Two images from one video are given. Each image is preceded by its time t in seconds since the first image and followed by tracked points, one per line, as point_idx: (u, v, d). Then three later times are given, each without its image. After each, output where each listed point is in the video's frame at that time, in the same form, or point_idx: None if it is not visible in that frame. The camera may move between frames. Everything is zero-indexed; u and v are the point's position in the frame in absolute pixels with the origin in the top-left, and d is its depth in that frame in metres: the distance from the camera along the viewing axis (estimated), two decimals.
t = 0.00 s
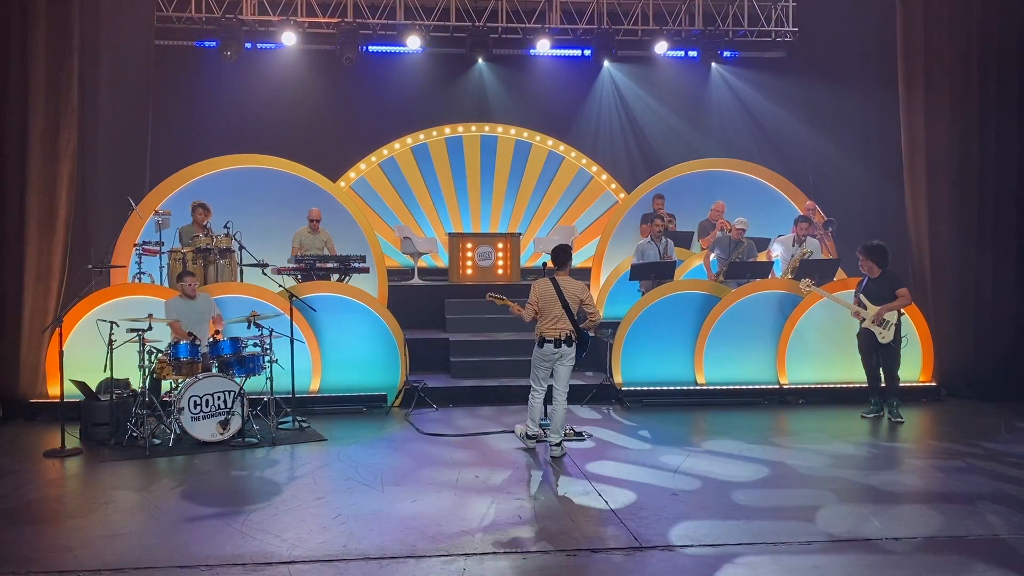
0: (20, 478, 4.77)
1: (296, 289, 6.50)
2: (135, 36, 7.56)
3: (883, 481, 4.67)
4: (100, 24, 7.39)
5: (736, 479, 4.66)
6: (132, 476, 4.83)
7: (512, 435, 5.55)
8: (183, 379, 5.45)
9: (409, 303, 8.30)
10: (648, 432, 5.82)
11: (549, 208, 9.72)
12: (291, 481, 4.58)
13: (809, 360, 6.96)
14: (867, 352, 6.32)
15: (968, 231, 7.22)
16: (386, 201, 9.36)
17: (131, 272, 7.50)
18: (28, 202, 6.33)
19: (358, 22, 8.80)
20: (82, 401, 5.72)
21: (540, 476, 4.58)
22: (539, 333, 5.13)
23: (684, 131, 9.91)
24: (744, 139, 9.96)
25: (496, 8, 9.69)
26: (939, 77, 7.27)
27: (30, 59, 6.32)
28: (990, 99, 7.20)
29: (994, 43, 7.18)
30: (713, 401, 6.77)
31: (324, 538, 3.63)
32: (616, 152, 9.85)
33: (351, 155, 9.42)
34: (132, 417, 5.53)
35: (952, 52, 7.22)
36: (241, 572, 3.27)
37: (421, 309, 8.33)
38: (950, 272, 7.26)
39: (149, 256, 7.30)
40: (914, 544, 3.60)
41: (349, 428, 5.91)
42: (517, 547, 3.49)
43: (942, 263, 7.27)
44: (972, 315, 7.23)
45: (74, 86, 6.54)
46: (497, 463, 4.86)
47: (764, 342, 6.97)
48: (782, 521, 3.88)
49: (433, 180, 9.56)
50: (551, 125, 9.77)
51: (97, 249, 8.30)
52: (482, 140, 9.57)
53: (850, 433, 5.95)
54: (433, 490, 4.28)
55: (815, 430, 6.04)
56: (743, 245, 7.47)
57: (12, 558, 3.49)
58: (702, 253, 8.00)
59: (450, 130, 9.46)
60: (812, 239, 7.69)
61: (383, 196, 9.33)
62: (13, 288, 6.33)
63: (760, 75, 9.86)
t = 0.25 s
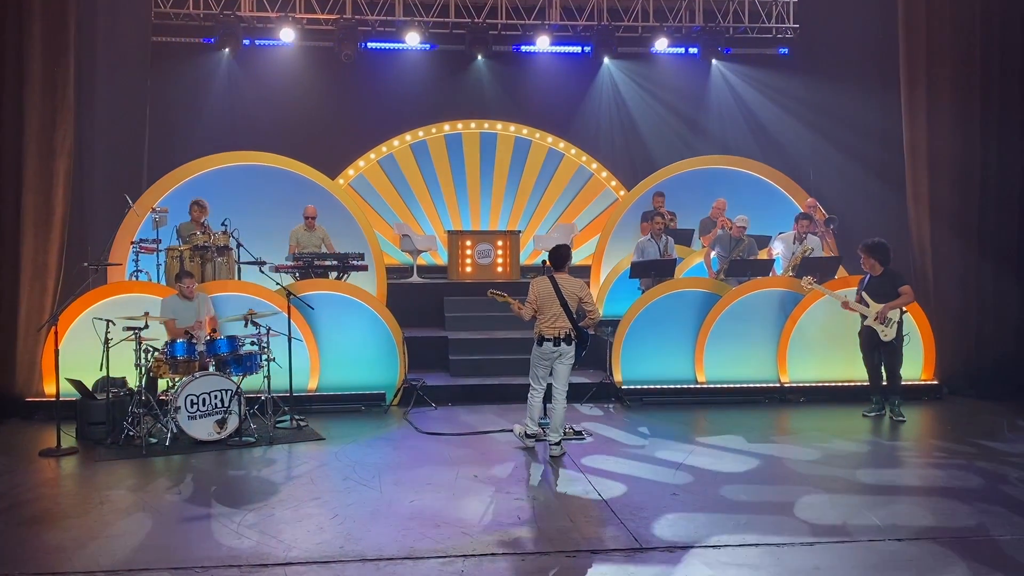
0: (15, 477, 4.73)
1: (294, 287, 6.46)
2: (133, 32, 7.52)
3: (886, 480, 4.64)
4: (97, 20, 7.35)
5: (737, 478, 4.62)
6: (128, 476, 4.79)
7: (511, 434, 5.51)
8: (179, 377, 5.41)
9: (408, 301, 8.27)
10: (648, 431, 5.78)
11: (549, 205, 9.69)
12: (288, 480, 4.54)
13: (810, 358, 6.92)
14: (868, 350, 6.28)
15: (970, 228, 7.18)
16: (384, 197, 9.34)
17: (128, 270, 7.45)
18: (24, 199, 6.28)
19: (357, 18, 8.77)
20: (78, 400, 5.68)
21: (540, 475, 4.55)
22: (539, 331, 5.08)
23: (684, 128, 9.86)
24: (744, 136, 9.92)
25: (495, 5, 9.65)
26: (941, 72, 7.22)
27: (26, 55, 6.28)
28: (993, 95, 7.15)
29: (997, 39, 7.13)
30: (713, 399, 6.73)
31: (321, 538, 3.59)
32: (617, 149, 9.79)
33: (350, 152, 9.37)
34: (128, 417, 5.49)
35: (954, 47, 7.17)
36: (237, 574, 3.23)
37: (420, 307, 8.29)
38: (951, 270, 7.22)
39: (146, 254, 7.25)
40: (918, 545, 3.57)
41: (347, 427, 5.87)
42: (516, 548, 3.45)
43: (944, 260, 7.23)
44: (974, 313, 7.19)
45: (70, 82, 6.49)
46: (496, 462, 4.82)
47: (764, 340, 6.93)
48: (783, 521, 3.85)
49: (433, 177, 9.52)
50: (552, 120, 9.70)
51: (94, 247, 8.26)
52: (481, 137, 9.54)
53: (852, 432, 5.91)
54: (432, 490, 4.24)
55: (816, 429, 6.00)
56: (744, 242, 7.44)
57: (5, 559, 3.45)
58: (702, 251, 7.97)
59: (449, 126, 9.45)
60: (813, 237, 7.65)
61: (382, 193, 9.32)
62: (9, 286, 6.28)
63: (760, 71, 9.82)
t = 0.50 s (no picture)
0: (6, 479, 4.66)
1: (289, 285, 6.38)
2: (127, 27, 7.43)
3: (889, 481, 4.57)
4: (91, 15, 7.26)
5: (739, 480, 4.56)
6: (120, 477, 4.72)
7: (510, 434, 5.44)
8: (174, 377, 5.35)
9: (406, 299, 8.20)
10: (648, 431, 5.71)
11: (548, 202, 9.63)
12: (283, 482, 4.47)
13: (812, 356, 6.85)
14: (871, 349, 6.22)
15: (973, 226, 7.11)
16: (382, 194, 9.28)
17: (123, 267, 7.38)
18: (15, 197, 6.20)
19: (355, 13, 8.68)
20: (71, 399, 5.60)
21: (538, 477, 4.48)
22: (536, 330, 5.01)
23: (684, 125, 9.79)
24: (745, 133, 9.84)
25: None
26: (944, 68, 7.14)
27: (18, 50, 6.19)
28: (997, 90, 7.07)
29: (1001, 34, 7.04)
30: (714, 398, 6.67)
31: (315, 542, 3.52)
32: (616, 145, 9.71)
33: (347, 149, 9.29)
34: (121, 416, 5.42)
35: (958, 42, 7.08)
36: None
37: (418, 305, 8.22)
38: (954, 267, 7.15)
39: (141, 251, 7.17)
40: (924, 549, 3.50)
41: (343, 427, 5.80)
42: (514, 552, 3.38)
43: (947, 258, 7.16)
44: (977, 311, 7.12)
45: (62, 78, 6.40)
46: (494, 463, 4.75)
47: (766, 338, 6.86)
48: (786, 524, 3.78)
49: (431, 174, 9.46)
50: (550, 116, 9.61)
51: (90, 245, 8.18)
52: (479, 134, 9.47)
53: (854, 432, 5.85)
54: (428, 492, 4.17)
55: (818, 429, 5.93)
56: (745, 239, 7.38)
57: None
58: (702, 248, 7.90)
59: (447, 122, 9.39)
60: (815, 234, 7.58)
61: (379, 190, 9.26)
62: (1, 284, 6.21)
63: (761, 66, 9.74)
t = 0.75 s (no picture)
0: None
1: (285, 283, 6.31)
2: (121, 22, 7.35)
3: (894, 483, 4.49)
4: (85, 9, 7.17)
5: (741, 481, 4.48)
6: (112, 479, 4.65)
7: (508, 434, 5.37)
8: (167, 377, 5.29)
9: (404, 297, 8.12)
10: (648, 431, 5.64)
11: (548, 200, 9.55)
12: (277, 484, 4.40)
13: (814, 355, 6.78)
14: (874, 347, 6.15)
15: (977, 224, 7.03)
16: (379, 191, 9.20)
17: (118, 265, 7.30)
18: (7, 194, 6.12)
19: (352, 8, 8.62)
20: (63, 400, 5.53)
21: (537, 479, 4.40)
22: (533, 329, 4.94)
23: (684, 122, 9.71)
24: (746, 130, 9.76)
25: None
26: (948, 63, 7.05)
27: (9, 45, 6.11)
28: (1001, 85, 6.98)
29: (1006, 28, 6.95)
30: (714, 397, 6.60)
31: (308, 547, 3.45)
32: (616, 142, 9.63)
33: (344, 145, 9.20)
34: (114, 417, 5.34)
35: (962, 36, 6.99)
36: None
37: (416, 303, 8.15)
38: (958, 265, 7.08)
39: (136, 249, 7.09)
40: (930, 553, 3.42)
41: (340, 427, 5.73)
42: (511, 557, 3.31)
43: (950, 255, 7.09)
44: (981, 309, 7.04)
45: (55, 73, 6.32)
46: (492, 464, 4.68)
47: (767, 337, 6.79)
48: (789, 528, 3.70)
49: (429, 171, 9.38)
50: (549, 112, 9.53)
51: (85, 242, 8.11)
52: (478, 131, 9.39)
53: (856, 432, 5.78)
54: (424, 495, 4.10)
55: (821, 429, 5.86)
56: (746, 237, 7.29)
57: None
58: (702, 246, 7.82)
59: (446, 119, 9.30)
60: (817, 232, 7.50)
61: (377, 187, 9.19)
62: None
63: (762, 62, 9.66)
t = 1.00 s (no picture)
0: None
1: (281, 280, 6.21)
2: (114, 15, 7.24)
3: (902, 485, 4.40)
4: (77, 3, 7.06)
5: (744, 483, 4.39)
6: (104, 481, 4.56)
7: (507, 434, 5.28)
8: (161, 376, 5.20)
9: (402, 295, 8.03)
10: (649, 431, 5.55)
11: (547, 196, 9.46)
12: (272, 486, 4.30)
13: (817, 353, 6.69)
14: (878, 345, 6.05)
15: (983, 220, 6.93)
16: (377, 187, 9.11)
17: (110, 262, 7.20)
18: None
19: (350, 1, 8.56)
20: (54, 399, 5.43)
21: (537, 481, 4.31)
22: (532, 328, 4.84)
23: (685, 117, 9.61)
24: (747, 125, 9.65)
25: None
26: (954, 56, 6.94)
27: None
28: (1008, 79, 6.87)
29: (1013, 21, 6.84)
30: (717, 396, 6.51)
31: (302, 552, 3.35)
32: (617, 136, 9.51)
33: (341, 141, 9.09)
34: (106, 416, 5.24)
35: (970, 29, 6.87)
36: None
37: (415, 301, 8.06)
38: (963, 263, 6.99)
39: (130, 246, 6.99)
40: (941, 561, 3.33)
41: (336, 427, 5.64)
42: (510, 563, 3.21)
43: (955, 252, 7.00)
44: (987, 307, 6.95)
45: (45, 67, 6.21)
46: (490, 466, 4.59)
47: (770, 335, 6.70)
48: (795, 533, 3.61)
49: (427, 167, 9.29)
50: (549, 107, 9.42)
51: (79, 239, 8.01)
52: (476, 126, 9.30)
53: (861, 431, 5.69)
54: (421, 497, 4.01)
55: (824, 428, 5.78)
56: (748, 234, 7.18)
57: None
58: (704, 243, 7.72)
59: (444, 114, 9.22)
60: (823, 229, 7.39)
61: (375, 183, 9.10)
62: None
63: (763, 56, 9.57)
